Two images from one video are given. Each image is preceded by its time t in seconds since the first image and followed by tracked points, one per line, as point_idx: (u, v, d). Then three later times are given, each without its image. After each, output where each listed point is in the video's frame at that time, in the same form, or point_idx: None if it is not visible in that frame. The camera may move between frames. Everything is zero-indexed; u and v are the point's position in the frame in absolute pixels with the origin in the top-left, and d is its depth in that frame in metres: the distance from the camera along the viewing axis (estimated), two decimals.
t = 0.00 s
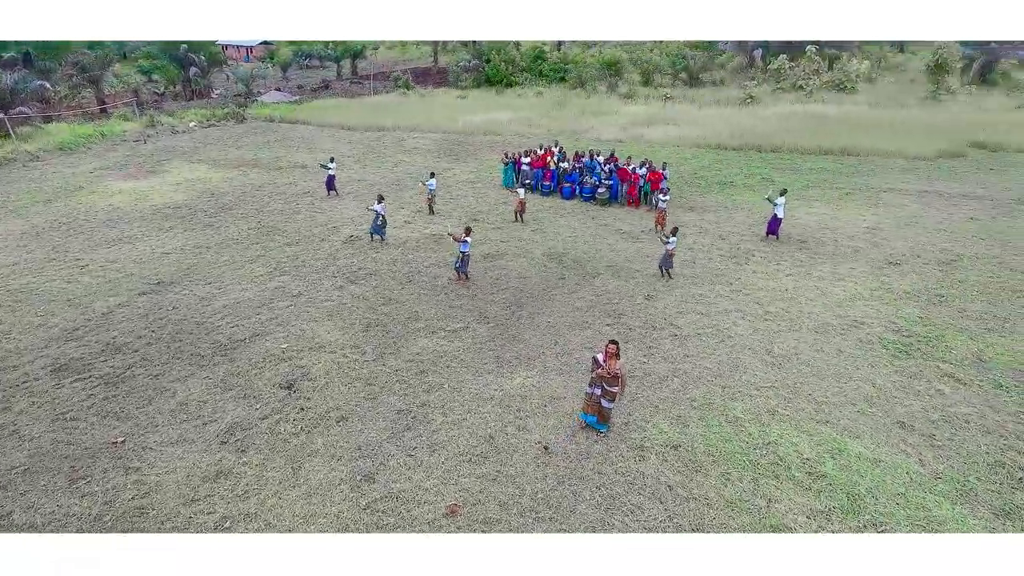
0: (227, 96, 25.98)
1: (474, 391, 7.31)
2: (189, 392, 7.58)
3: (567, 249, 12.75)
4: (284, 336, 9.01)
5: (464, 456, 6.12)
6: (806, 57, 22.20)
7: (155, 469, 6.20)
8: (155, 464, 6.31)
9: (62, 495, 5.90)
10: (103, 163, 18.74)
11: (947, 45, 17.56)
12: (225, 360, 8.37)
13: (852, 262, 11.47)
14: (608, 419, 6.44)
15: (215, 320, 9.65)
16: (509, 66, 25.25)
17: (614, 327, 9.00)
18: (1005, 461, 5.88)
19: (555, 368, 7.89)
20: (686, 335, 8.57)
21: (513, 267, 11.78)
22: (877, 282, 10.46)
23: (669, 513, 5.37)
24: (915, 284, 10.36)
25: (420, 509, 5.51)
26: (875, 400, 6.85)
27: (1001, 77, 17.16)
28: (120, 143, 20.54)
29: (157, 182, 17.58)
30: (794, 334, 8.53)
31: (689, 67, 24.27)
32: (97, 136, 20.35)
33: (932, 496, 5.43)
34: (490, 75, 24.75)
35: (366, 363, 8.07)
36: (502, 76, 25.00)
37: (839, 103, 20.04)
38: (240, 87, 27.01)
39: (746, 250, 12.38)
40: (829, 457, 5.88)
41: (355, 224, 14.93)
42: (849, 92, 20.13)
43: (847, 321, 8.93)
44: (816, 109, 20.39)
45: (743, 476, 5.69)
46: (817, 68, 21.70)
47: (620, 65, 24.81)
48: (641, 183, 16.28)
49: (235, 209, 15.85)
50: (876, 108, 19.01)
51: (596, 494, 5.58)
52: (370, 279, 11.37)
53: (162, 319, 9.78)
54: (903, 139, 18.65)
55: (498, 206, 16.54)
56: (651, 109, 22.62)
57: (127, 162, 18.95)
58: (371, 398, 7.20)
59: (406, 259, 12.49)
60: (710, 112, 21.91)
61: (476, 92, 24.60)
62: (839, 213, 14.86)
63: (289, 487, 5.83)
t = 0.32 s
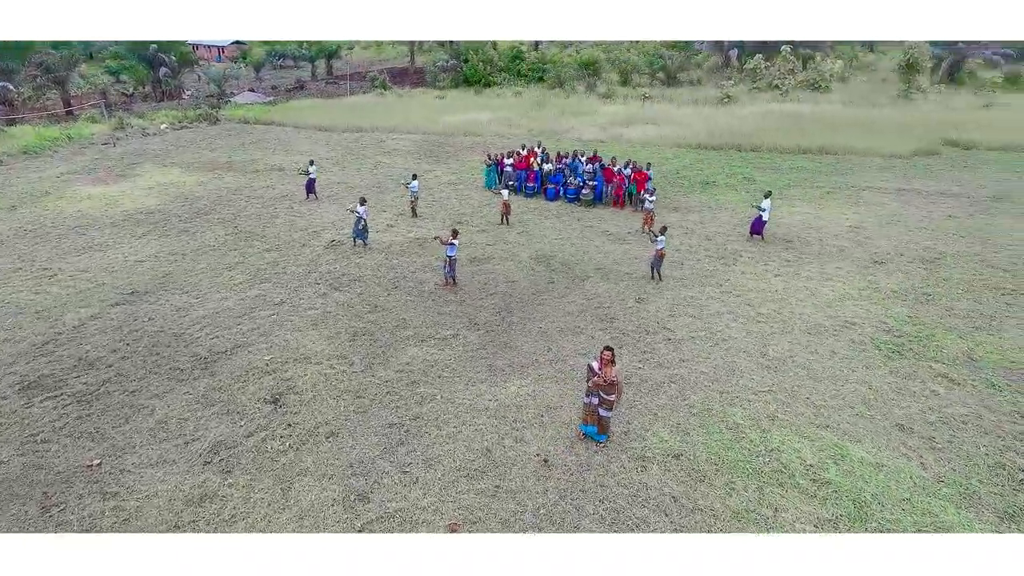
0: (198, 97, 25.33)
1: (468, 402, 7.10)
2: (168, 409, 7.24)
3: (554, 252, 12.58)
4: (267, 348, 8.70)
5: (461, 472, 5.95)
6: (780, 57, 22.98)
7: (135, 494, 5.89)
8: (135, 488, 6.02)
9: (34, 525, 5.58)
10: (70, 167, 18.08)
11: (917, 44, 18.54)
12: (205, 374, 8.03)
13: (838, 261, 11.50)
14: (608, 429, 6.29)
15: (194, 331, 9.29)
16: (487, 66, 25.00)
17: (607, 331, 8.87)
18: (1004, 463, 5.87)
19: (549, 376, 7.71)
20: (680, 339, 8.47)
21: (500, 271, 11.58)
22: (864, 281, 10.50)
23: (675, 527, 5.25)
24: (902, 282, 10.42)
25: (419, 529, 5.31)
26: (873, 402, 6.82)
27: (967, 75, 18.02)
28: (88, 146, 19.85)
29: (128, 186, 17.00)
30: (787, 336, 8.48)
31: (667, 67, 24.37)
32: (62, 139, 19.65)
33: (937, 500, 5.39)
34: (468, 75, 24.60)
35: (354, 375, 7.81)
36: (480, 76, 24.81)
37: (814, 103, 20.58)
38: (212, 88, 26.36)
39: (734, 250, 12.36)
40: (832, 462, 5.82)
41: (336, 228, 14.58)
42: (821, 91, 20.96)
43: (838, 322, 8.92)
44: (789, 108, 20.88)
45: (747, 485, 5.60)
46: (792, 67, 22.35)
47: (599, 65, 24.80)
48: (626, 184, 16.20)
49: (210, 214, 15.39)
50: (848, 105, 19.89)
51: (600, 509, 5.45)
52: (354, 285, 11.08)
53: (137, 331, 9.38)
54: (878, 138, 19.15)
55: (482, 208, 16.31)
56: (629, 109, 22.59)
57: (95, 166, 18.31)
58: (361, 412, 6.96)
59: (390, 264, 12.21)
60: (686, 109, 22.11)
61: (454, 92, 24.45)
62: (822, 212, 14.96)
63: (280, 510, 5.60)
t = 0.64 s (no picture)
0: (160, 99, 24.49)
1: (463, 415, 6.88)
2: (138, 432, 6.84)
3: (536, 256, 12.40)
4: (244, 363, 8.31)
5: (457, 493, 5.75)
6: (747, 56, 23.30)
7: (107, 528, 5.56)
8: (105, 521, 5.67)
9: None
10: (25, 173, 17.22)
11: (879, 45, 18.90)
12: (178, 393, 7.61)
13: (818, 261, 11.60)
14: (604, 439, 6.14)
15: (164, 347, 8.83)
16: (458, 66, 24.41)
17: (596, 337, 8.74)
18: (1000, 463, 5.90)
19: (540, 385, 7.53)
20: (670, 343, 8.37)
21: (482, 277, 11.35)
22: (845, 281, 10.59)
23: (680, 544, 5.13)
24: (882, 281, 10.53)
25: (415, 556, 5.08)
26: (866, 405, 6.81)
27: (925, 75, 18.34)
28: (44, 151, 18.96)
29: (88, 193, 16.26)
30: (776, 338, 8.46)
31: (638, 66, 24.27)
32: (15, 143, 18.73)
33: (939, 505, 5.38)
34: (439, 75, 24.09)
35: (338, 390, 7.50)
36: (451, 76, 24.29)
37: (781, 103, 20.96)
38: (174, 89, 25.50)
39: (716, 251, 12.37)
40: (832, 468, 5.78)
41: (311, 234, 14.12)
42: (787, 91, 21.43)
43: (824, 322, 8.95)
44: (757, 108, 21.21)
45: (750, 495, 5.52)
46: (758, 67, 22.54)
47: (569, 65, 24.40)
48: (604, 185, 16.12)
49: (177, 221, 14.79)
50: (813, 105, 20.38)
51: (602, 528, 5.30)
52: (332, 294, 10.72)
53: (102, 348, 8.89)
54: (847, 138, 19.57)
55: (460, 211, 16.04)
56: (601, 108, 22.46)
57: (53, 172, 17.48)
58: (347, 431, 6.67)
59: (369, 270, 11.88)
60: (657, 108, 22.22)
61: (425, 92, 24.12)
62: (798, 211, 15.11)
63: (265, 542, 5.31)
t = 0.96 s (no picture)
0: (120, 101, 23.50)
1: (455, 431, 6.63)
2: (107, 458, 6.44)
3: (519, 261, 12.18)
4: (221, 379, 7.92)
5: (454, 515, 5.52)
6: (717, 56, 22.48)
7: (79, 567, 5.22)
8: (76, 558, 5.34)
9: None
10: None
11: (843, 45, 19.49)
12: (150, 414, 7.18)
13: (800, 260, 11.65)
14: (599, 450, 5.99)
15: (133, 364, 8.38)
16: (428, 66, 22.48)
17: (586, 344, 8.57)
18: (995, 464, 5.92)
19: (531, 396, 7.32)
20: (661, 350, 8.24)
21: (465, 283, 11.08)
22: (828, 279, 10.65)
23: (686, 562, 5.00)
24: (864, 280, 10.61)
25: None
26: (861, 407, 6.78)
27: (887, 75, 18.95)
28: None
29: (45, 200, 15.49)
30: (765, 340, 8.41)
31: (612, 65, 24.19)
32: None
33: (941, 509, 5.37)
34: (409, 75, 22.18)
35: (323, 407, 7.17)
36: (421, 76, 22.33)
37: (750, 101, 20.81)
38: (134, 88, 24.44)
39: (699, 252, 12.34)
40: (834, 476, 5.73)
41: (284, 242, 13.63)
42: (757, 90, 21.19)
43: (812, 323, 8.94)
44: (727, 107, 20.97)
45: (754, 506, 5.43)
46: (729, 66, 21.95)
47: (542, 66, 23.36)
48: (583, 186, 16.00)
49: (141, 229, 14.16)
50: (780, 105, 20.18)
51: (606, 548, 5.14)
52: (309, 304, 10.33)
53: (66, 366, 8.40)
54: (818, 138, 19.89)
55: (438, 215, 15.75)
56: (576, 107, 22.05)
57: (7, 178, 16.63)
58: (333, 451, 6.36)
59: (347, 278, 11.50)
60: (630, 105, 21.96)
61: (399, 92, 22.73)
62: (776, 210, 15.24)
63: None
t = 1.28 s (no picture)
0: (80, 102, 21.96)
1: (447, 445, 6.41)
2: (79, 483, 6.08)
3: (505, 264, 11.99)
4: (200, 395, 7.56)
5: (453, 534, 5.33)
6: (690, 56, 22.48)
7: None
8: None
9: None
10: None
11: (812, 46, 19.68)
12: (125, 435, 6.82)
13: (785, 260, 11.69)
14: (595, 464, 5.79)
15: (105, 381, 7.97)
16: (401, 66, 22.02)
17: (577, 350, 8.43)
18: (991, 464, 5.94)
19: (526, 406, 7.14)
20: (654, 354, 8.14)
21: (450, 288, 10.85)
22: (813, 279, 10.68)
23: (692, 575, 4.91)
24: (849, 279, 10.67)
25: None
26: (858, 410, 6.75)
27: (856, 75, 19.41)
28: None
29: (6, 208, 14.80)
30: (758, 343, 8.37)
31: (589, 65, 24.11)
32: None
33: (944, 513, 5.36)
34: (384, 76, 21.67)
35: (309, 423, 6.88)
36: (395, 76, 21.87)
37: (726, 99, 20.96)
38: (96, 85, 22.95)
39: (685, 253, 12.31)
40: (837, 481, 5.68)
41: (260, 248, 13.22)
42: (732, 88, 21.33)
43: (802, 324, 8.94)
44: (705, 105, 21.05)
45: (759, 515, 5.35)
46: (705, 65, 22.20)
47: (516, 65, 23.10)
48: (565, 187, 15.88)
49: (109, 237, 13.60)
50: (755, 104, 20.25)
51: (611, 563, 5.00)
52: (290, 313, 10.00)
53: (31, 385, 7.95)
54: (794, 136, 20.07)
55: (419, 218, 15.49)
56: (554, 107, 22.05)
57: None
58: (323, 469, 6.10)
59: (328, 286, 11.18)
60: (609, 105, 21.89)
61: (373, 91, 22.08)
62: (757, 210, 15.32)
63: None
